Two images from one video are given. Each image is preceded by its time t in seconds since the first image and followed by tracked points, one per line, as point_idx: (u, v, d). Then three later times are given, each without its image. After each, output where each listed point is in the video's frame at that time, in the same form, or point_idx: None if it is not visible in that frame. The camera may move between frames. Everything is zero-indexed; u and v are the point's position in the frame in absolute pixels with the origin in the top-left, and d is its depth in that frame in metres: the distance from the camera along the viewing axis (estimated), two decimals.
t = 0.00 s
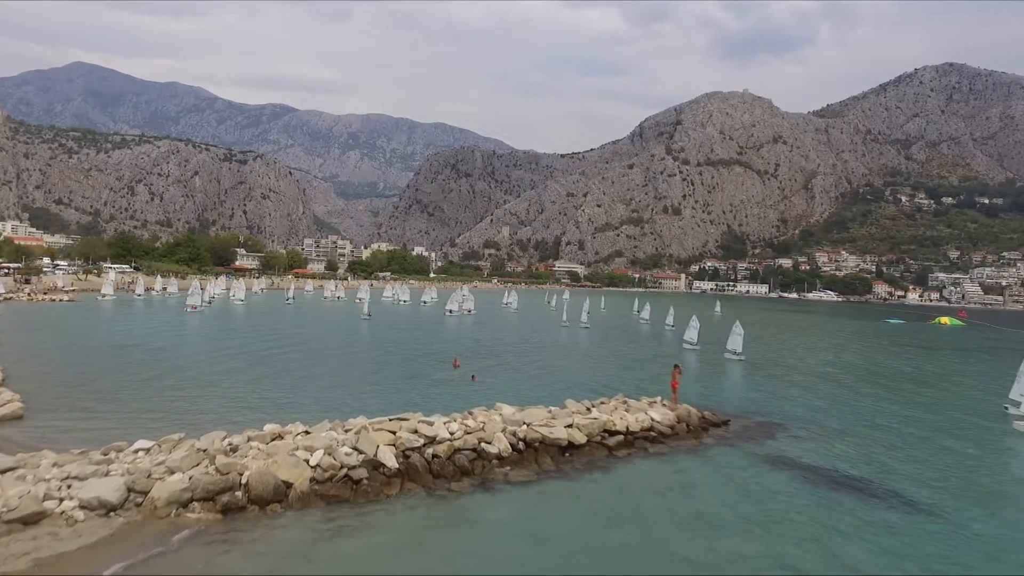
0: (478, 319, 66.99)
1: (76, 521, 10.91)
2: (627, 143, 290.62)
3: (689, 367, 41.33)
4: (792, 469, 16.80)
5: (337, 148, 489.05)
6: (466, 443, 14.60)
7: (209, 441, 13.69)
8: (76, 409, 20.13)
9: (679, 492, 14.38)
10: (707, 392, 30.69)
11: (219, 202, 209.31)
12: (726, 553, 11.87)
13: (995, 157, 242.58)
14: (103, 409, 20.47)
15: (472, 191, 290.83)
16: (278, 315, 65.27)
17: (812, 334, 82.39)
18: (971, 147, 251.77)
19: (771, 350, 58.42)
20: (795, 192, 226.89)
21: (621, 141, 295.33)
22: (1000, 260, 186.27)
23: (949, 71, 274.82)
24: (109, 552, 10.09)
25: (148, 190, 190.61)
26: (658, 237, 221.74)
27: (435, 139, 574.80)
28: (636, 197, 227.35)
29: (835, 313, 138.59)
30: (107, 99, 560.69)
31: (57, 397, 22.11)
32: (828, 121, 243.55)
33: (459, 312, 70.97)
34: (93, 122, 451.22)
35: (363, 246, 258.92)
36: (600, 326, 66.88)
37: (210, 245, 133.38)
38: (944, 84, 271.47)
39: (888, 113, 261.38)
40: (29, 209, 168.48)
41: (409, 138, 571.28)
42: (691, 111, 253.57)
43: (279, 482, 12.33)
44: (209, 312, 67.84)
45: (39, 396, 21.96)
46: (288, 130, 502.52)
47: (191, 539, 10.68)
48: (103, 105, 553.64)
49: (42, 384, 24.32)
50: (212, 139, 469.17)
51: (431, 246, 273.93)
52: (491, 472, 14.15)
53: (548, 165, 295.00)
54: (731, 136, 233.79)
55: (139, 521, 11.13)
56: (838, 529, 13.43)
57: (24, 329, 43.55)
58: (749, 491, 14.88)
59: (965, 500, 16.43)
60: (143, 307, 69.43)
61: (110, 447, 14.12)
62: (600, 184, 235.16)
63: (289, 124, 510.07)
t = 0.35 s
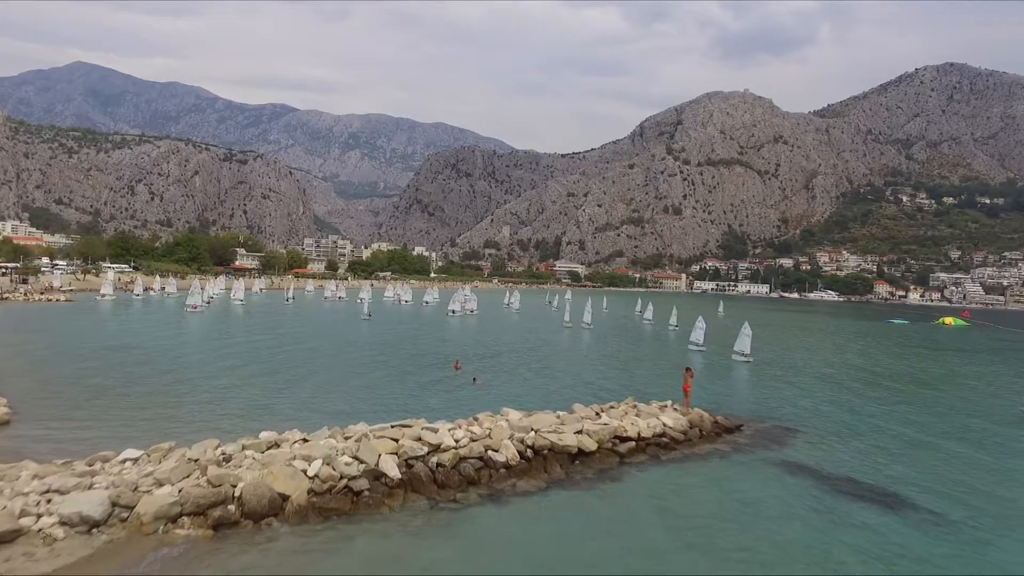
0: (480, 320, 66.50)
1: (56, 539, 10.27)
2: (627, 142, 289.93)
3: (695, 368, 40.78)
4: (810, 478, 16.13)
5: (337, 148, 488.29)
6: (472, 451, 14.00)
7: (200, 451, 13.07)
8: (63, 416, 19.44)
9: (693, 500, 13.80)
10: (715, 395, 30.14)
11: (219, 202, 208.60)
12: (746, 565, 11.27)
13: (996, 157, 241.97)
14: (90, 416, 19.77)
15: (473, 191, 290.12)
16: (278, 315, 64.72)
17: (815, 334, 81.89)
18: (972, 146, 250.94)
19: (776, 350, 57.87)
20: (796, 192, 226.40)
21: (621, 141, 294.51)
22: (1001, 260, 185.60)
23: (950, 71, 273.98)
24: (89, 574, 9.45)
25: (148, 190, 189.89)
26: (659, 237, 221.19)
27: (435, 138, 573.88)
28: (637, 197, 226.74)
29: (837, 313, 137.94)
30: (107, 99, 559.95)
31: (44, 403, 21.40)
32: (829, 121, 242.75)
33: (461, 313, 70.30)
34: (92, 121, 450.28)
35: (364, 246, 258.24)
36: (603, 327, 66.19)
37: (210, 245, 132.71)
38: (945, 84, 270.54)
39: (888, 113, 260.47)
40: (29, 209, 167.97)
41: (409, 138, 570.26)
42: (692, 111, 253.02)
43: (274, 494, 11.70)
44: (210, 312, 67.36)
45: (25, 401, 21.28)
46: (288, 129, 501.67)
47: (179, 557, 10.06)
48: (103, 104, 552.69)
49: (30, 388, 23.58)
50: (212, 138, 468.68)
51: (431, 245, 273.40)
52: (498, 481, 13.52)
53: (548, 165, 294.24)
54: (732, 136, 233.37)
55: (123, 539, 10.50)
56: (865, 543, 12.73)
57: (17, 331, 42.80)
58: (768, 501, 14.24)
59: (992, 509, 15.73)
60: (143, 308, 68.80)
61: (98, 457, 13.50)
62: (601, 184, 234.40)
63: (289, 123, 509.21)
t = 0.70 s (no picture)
0: (481, 320, 65.94)
1: (34, 559, 9.77)
2: (627, 142, 289.30)
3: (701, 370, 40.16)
4: (830, 486, 15.43)
5: (337, 148, 487.72)
6: (477, 460, 13.47)
7: (191, 462, 12.53)
8: (46, 423, 18.76)
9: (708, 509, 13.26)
10: (724, 397, 29.50)
11: (219, 201, 207.88)
12: None
13: (996, 157, 240.94)
14: (77, 421, 19.19)
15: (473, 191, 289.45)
16: (279, 316, 64.19)
17: (818, 334, 81.32)
18: (972, 146, 250.16)
19: (780, 351, 57.31)
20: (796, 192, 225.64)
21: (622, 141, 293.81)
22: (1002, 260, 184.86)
23: (951, 70, 273.01)
24: None
25: (148, 190, 189.20)
26: (659, 237, 220.54)
27: (435, 138, 573.00)
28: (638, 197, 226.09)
29: (838, 313, 137.33)
30: (107, 98, 559.40)
31: (30, 408, 20.79)
32: (830, 121, 242.00)
33: (463, 313, 69.71)
34: (92, 120, 449.94)
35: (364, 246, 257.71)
36: (606, 327, 65.61)
37: (209, 245, 132.09)
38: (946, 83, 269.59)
39: (889, 113, 259.56)
40: (29, 208, 167.33)
41: (409, 138, 569.40)
42: (693, 111, 252.54)
43: (268, 507, 11.17)
44: (210, 312, 66.71)
45: (10, 407, 20.65)
46: (288, 129, 500.94)
47: None
48: (103, 104, 551.86)
49: (18, 392, 22.99)
50: (212, 138, 468.25)
51: (431, 245, 272.82)
52: (504, 492, 12.98)
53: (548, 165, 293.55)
54: (732, 136, 233.01)
55: (106, 556, 9.97)
56: (891, 557, 12.08)
57: (14, 332, 42.32)
58: (789, 511, 13.62)
59: (1020, 516, 15.09)
60: (141, 308, 68.16)
61: (84, 468, 12.99)
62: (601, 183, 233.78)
63: (289, 123, 508.44)
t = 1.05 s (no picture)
0: (484, 321, 65.50)
1: None
2: (628, 142, 288.72)
3: (707, 372, 39.55)
4: (849, 495, 14.80)
5: (337, 148, 487.28)
6: (483, 469, 12.97)
7: (181, 473, 12.01)
8: (29, 431, 18.12)
9: (724, 518, 12.72)
10: (731, 399, 28.84)
11: (219, 201, 207.20)
12: None
13: (997, 157, 240.18)
14: (62, 430, 18.56)
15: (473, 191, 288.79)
16: (278, 317, 63.66)
17: (822, 334, 80.70)
18: (973, 146, 249.38)
19: (785, 351, 56.66)
20: (797, 192, 224.10)
21: (622, 141, 293.16)
22: (1003, 260, 184.06)
23: (951, 70, 272.13)
24: None
25: (148, 190, 188.57)
26: (659, 237, 219.88)
27: (434, 138, 572.16)
28: (638, 197, 225.54)
29: (839, 313, 136.64)
30: (107, 98, 558.67)
31: (15, 415, 20.18)
32: (830, 121, 241.29)
33: (465, 313, 69.27)
34: (93, 120, 450.16)
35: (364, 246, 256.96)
36: (609, 327, 65.02)
37: (209, 245, 131.55)
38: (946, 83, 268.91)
39: (889, 113, 258.96)
40: (29, 208, 166.76)
41: (409, 138, 568.39)
42: (693, 111, 252.00)
43: (261, 522, 10.58)
44: (211, 313, 66.15)
45: None
46: (289, 129, 500.63)
47: None
48: (103, 103, 550.44)
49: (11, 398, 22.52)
50: (212, 138, 467.78)
51: (431, 245, 272.25)
52: (511, 503, 12.44)
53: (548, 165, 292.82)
54: (733, 136, 232.73)
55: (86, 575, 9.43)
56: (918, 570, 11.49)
57: (8, 334, 41.77)
58: (808, 521, 13.05)
59: None
60: (140, 309, 67.57)
61: (67, 479, 12.47)
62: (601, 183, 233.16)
63: (289, 123, 508.20)
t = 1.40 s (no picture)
0: (487, 322, 65.06)
1: None
2: (628, 142, 288.32)
3: (713, 374, 39.01)
4: (870, 504, 14.30)
5: (337, 149, 486.91)
6: (488, 479, 12.44)
7: (169, 486, 11.50)
8: (8, 437, 17.39)
9: (740, 528, 12.23)
10: (740, 401, 28.31)
11: (219, 201, 206.71)
12: None
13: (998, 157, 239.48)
14: (47, 434, 17.94)
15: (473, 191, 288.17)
16: (277, 317, 63.17)
17: (825, 334, 80.28)
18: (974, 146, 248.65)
19: (790, 352, 56.11)
20: (797, 192, 223.96)
21: (622, 141, 292.74)
22: (1004, 260, 183.45)
23: (952, 71, 271.60)
24: None
25: (148, 190, 188.10)
26: (660, 237, 219.27)
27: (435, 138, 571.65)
28: (638, 197, 224.92)
29: (841, 313, 135.99)
30: (107, 98, 558.15)
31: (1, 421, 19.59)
32: (831, 121, 240.95)
33: (467, 313, 68.92)
34: (93, 120, 449.83)
35: (364, 246, 256.44)
36: (612, 328, 64.59)
37: (209, 244, 131.04)
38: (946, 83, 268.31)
39: (889, 113, 258.43)
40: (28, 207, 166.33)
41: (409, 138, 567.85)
42: (694, 111, 251.64)
43: (253, 538, 10.05)
44: (213, 313, 65.70)
45: None
46: (289, 128, 500.32)
47: None
48: (102, 103, 549.69)
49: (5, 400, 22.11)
50: (212, 138, 467.37)
51: (431, 245, 271.78)
52: (518, 514, 11.92)
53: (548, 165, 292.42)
54: (733, 136, 232.50)
55: None
56: None
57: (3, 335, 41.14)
58: (833, 534, 12.39)
59: None
60: (140, 309, 67.13)
61: (50, 492, 11.98)
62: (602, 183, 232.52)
63: (289, 123, 507.91)
